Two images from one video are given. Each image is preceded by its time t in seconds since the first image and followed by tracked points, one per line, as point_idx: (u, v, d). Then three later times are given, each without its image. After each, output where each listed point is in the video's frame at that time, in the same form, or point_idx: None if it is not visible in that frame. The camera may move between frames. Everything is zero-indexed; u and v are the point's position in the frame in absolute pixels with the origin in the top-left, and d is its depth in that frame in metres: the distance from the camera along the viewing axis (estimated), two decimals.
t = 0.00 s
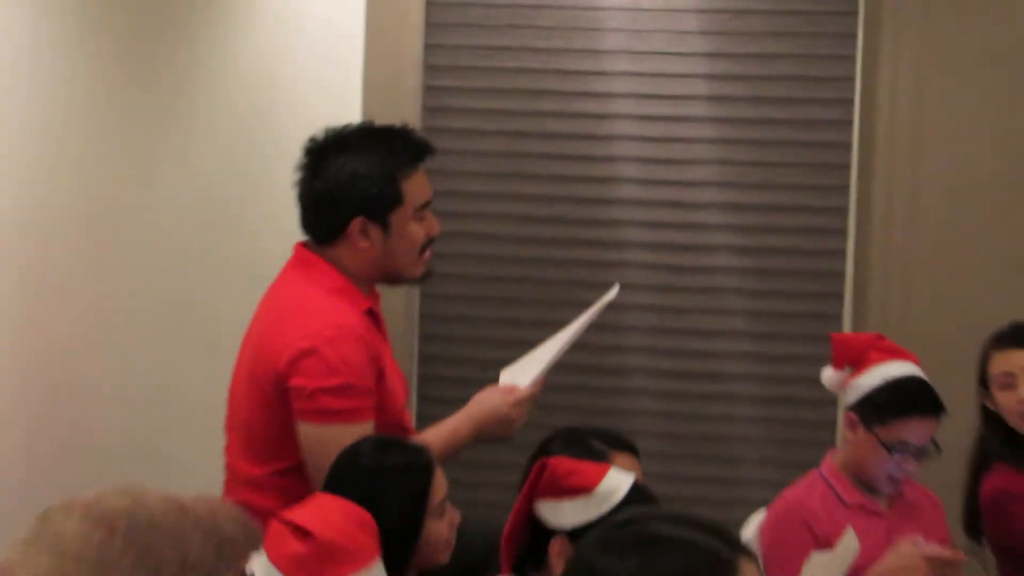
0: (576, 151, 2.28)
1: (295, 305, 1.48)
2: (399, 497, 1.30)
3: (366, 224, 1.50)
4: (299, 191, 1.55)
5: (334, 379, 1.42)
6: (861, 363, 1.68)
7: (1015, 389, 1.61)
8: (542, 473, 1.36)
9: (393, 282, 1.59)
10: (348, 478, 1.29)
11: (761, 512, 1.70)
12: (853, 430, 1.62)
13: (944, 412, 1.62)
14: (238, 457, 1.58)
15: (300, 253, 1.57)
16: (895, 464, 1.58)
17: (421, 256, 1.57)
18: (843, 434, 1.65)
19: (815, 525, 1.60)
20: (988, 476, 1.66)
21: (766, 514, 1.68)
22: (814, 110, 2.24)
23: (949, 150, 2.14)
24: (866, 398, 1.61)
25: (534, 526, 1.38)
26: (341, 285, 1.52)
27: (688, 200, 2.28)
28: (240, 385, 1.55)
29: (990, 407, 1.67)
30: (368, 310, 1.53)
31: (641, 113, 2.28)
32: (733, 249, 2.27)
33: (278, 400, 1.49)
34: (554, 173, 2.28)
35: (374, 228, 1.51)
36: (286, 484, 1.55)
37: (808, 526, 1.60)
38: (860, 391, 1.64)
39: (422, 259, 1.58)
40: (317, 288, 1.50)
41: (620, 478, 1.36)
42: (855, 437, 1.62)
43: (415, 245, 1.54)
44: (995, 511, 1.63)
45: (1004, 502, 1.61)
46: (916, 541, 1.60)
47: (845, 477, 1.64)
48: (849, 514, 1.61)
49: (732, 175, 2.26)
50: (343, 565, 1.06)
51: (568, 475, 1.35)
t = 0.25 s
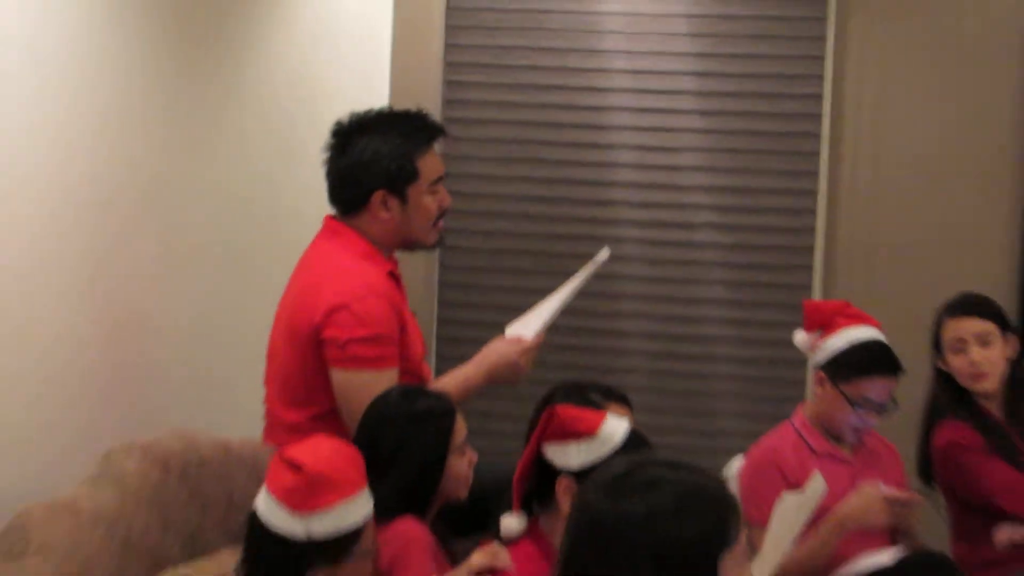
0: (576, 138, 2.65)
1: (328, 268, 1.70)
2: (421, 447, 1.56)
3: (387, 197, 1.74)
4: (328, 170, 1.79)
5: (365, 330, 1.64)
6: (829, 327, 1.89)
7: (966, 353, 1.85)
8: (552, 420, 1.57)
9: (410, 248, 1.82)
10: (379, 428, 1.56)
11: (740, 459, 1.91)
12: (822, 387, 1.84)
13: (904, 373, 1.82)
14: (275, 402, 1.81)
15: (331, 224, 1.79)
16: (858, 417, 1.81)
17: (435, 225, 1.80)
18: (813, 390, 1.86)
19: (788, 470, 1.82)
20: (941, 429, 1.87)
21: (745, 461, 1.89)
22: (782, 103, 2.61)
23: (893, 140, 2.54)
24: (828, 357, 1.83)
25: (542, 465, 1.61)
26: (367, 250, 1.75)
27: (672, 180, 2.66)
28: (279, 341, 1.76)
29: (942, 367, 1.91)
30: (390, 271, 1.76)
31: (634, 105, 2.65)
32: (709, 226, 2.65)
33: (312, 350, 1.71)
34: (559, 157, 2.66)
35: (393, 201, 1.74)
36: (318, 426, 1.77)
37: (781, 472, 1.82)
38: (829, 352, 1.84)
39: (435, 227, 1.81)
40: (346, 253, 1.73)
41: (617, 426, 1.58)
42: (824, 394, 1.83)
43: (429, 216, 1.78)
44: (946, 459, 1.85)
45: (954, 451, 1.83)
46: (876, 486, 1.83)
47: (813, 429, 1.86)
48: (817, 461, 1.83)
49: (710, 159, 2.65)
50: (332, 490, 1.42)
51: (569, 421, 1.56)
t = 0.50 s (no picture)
0: (567, 133, 3.18)
1: (348, 241, 2.02)
2: (434, 400, 1.89)
3: (393, 180, 2.07)
4: (343, 158, 2.12)
5: (377, 290, 1.97)
6: (785, 299, 2.16)
7: (905, 318, 2.16)
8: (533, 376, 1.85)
9: (414, 225, 2.15)
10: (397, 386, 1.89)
11: (706, 413, 2.20)
12: (777, 350, 2.12)
13: (847, 336, 2.11)
14: (303, 356, 2.12)
15: (347, 204, 2.11)
16: (808, 374, 2.09)
17: (434, 203, 2.13)
18: (770, 352, 2.15)
19: (746, 421, 2.11)
20: (879, 386, 2.19)
21: (710, 414, 2.19)
22: (736, 100, 3.12)
23: (831, 133, 3.02)
24: (781, 323, 2.12)
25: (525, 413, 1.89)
26: (378, 225, 2.07)
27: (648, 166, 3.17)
28: (303, 302, 2.10)
29: (882, 333, 2.23)
30: (400, 244, 2.08)
31: (614, 104, 3.17)
32: (680, 205, 3.17)
33: (334, 308, 2.03)
34: (553, 145, 3.19)
35: (399, 183, 2.07)
36: (340, 376, 2.09)
37: (740, 422, 2.11)
38: (784, 319, 2.12)
39: (434, 205, 2.14)
40: (363, 227, 2.06)
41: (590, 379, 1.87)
42: (779, 355, 2.12)
43: (430, 195, 2.10)
44: (885, 413, 2.17)
45: (891, 406, 2.15)
46: (825, 436, 2.09)
47: (769, 387, 2.14)
48: (772, 413, 2.12)
49: (680, 149, 3.16)
50: (350, 436, 1.71)
51: (552, 378, 1.84)
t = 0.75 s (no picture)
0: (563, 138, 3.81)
1: (369, 221, 2.37)
2: (445, 357, 2.25)
3: (404, 168, 2.43)
4: (360, 149, 2.48)
5: (392, 260, 2.33)
6: (745, 274, 2.53)
7: (851, 290, 2.53)
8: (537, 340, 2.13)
9: (420, 207, 2.50)
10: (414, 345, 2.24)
11: (677, 373, 2.58)
12: (739, 318, 2.49)
13: (798, 307, 2.47)
14: (331, 318, 2.49)
15: (364, 189, 2.46)
16: (765, 339, 2.46)
17: (438, 186, 2.49)
18: (732, 320, 2.52)
19: (712, 379, 2.47)
20: (825, 348, 2.55)
21: (680, 374, 2.56)
22: (702, 110, 3.73)
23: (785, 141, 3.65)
24: (744, 296, 2.47)
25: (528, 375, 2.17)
26: (392, 207, 2.42)
27: (630, 158, 3.78)
28: (328, 272, 2.45)
29: (832, 303, 2.58)
30: (412, 222, 2.44)
31: (602, 112, 3.79)
32: (659, 199, 3.79)
33: (355, 275, 2.39)
34: (551, 138, 3.82)
35: (407, 170, 2.43)
36: (362, 333, 2.46)
37: (707, 380, 2.47)
38: (744, 292, 2.48)
39: (437, 188, 2.50)
40: (381, 207, 2.41)
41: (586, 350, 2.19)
42: (740, 323, 2.49)
43: (433, 178, 2.46)
44: (831, 372, 2.52)
45: (836, 366, 2.50)
46: (779, 392, 2.46)
47: (734, 351, 2.50)
48: (734, 372, 2.48)
49: (656, 150, 3.77)
50: (376, 391, 2.06)
51: (551, 343, 2.13)
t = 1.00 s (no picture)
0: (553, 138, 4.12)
1: (390, 203, 2.78)
2: (455, 320, 2.67)
3: (414, 157, 2.85)
4: (375, 141, 2.91)
5: (408, 232, 2.74)
6: (710, 252, 2.96)
7: (808, 265, 2.94)
8: (560, 318, 2.31)
9: (428, 190, 2.94)
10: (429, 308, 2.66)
11: (653, 337, 3.01)
12: (705, 291, 2.92)
13: (755, 281, 2.90)
14: (355, 284, 2.90)
15: (382, 176, 2.87)
16: (728, 308, 2.90)
17: (444, 172, 2.93)
18: (700, 293, 2.94)
19: (683, 342, 2.89)
20: (780, 316, 2.97)
21: (655, 338, 2.99)
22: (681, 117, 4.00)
23: (750, 140, 3.94)
24: (709, 271, 2.90)
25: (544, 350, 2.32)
26: (407, 191, 2.85)
27: (612, 149, 4.07)
28: (352, 245, 2.87)
29: (789, 276, 3.00)
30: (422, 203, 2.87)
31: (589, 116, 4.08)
32: (636, 198, 4.07)
33: (376, 246, 2.80)
34: (541, 131, 4.13)
35: (417, 159, 2.85)
36: (381, 297, 2.87)
37: (678, 343, 2.90)
38: (709, 268, 2.91)
39: (441, 174, 2.93)
40: (398, 189, 2.83)
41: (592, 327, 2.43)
42: (706, 294, 2.92)
43: (439, 163, 2.90)
44: (785, 336, 2.94)
45: (789, 331, 2.92)
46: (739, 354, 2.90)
47: (701, 319, 2.94)
48: (701, 337, 2.91)
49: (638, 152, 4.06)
50: (391, 350, 2.43)
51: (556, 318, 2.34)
